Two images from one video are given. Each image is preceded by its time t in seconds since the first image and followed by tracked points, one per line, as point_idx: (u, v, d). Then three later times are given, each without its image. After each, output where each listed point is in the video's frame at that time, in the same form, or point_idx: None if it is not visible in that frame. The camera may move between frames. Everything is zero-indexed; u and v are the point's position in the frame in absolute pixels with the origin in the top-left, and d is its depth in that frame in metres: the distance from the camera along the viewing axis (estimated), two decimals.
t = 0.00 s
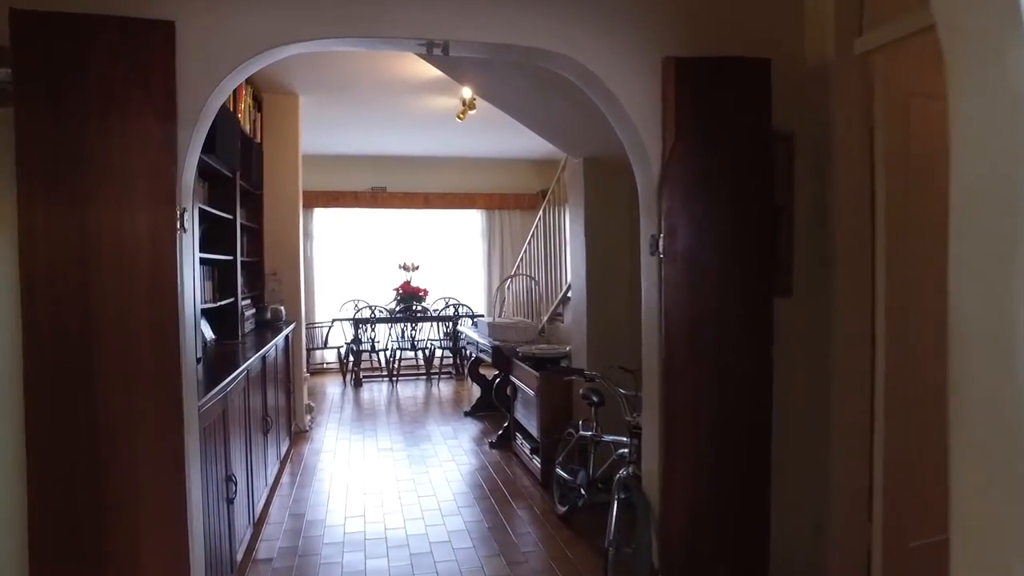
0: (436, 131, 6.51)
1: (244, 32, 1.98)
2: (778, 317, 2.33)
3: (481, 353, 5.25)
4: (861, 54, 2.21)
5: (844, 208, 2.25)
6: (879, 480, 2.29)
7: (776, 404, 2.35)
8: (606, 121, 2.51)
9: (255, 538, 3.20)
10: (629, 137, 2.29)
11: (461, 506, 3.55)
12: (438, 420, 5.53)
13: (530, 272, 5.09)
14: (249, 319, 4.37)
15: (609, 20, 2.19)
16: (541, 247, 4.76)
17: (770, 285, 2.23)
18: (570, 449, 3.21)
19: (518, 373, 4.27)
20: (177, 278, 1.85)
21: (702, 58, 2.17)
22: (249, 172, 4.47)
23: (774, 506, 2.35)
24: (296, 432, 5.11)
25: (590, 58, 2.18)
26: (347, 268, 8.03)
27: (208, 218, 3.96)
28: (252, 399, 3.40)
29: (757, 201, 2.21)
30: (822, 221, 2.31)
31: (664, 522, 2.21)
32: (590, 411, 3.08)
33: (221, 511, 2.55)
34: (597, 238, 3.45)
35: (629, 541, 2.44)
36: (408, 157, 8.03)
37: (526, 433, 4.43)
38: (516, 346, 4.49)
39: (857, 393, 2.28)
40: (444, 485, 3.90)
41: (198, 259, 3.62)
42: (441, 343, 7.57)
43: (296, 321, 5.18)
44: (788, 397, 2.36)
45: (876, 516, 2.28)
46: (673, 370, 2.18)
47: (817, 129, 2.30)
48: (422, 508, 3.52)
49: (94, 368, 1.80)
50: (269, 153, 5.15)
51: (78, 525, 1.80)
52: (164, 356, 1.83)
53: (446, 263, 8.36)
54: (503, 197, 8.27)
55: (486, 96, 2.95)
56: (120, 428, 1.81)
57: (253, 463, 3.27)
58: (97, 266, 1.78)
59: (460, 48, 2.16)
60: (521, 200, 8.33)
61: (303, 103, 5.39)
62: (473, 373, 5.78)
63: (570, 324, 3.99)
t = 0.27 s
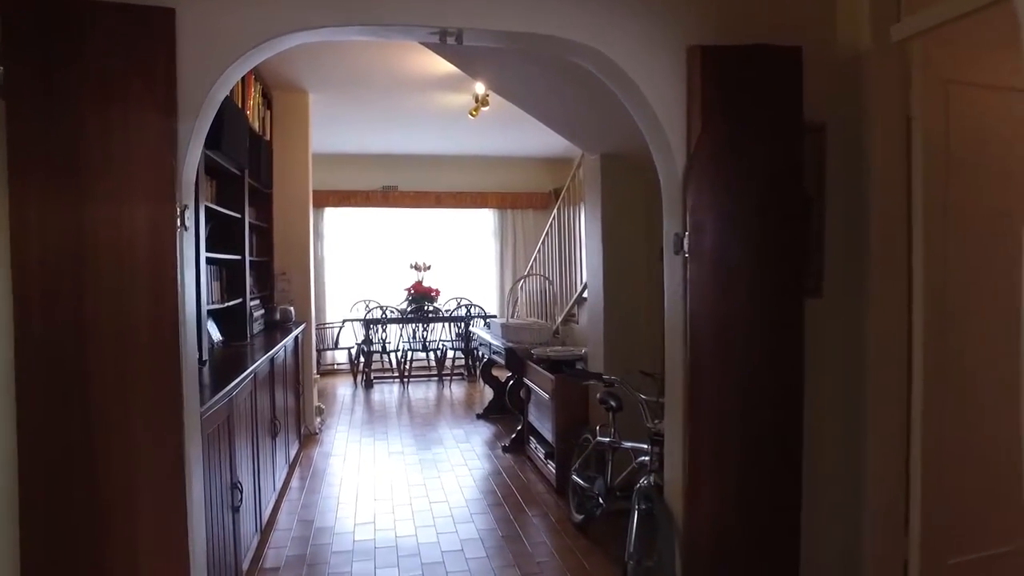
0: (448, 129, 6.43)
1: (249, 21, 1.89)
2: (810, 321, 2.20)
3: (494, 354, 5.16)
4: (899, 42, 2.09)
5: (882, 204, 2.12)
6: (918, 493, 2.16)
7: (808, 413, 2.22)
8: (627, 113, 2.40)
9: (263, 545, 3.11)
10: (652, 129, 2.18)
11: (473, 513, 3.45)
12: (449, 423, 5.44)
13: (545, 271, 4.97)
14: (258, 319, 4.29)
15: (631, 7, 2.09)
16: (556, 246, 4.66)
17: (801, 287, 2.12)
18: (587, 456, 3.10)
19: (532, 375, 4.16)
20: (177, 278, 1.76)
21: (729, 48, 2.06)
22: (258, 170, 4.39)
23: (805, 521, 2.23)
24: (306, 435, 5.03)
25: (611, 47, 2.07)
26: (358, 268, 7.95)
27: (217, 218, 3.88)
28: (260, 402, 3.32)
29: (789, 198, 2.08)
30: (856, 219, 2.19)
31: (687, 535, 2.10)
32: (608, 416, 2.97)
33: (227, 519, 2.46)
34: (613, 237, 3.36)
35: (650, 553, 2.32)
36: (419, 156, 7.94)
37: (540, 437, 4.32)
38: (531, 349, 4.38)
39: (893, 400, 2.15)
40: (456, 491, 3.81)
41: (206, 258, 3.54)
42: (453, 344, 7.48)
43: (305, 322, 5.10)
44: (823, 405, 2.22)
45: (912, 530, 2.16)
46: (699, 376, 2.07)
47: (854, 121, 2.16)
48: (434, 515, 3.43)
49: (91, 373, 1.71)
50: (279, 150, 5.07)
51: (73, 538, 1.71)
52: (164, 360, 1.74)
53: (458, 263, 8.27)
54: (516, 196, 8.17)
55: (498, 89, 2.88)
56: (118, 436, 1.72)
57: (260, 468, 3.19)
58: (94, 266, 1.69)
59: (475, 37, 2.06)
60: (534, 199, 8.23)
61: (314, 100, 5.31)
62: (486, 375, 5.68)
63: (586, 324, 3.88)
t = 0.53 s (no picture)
0: (457, 127, 6.33)
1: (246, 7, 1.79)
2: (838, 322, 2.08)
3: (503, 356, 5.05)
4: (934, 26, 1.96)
5: (914, 200, 2.00)
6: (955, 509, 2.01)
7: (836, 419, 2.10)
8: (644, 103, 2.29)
9: (265, 552, 3.02)
10: (670, 120, 2.07)
11: (481, 520, 3.35)
12: (457, 425, 5.34)
13: (555, 270, 4.86)
14: (262, 320, 4.21)
15: None
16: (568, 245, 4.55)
17: (831, 286, 1.99)
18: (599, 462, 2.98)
19: (543, 377, 4.06)
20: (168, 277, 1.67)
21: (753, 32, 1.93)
22: (263, 167, 4.30)
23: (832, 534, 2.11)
24: (311, 437, 4.94)
25: (627, 34, 1.97)
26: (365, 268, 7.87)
27: (220, 218, 3.80)
28: (263, 405, 3.22)
29: (819, 196, 1.95)
30: (887, 215, 2.07)
31: (706, 548, 2.00)
32: (622, 421, 2.85)
33: (225, 528, 2.37)
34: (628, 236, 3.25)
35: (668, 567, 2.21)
36: (427, 154, 7.85)
37: (551, 440, 4.21)
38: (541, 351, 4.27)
39: (928, 407, 2.02)
40: (463, 496, 3.70)
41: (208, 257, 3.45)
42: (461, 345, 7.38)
43: (311, 322, 5.02)
44: (850, 411, 2.10)
45: (947, 545, 2.03)
46: (721, 381, 1.95)
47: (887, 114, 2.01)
48: (441, 522, 3.32)
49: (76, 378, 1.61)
50: (284, 147, 4.98)
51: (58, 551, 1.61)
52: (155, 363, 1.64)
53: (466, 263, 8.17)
54: (525, 195, 8.06)
55: (507, 81, 2.76)
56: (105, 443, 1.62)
57: (262, 473, 3.10)
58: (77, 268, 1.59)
59: (484, 23, 1.95)
60: (543, 198, 8.12)
61: (320, 97, 5.22)
62: (494, 376, 5.57)
63: (598, 324, 3.76)
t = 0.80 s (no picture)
0: (467, 124, 6.21)
1: None
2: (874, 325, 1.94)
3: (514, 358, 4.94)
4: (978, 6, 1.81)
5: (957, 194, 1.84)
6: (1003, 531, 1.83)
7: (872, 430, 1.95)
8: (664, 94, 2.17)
9: (269, 562, 2.92)
10: (693, 110, 1.95)
11: (491, 529, 3.23)
12: (467, 429, 5.23)
13: (568, 271, 4.74)
14: (268, 321, 4.12)
15: None
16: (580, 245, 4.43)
17: (868, 287, 1.84)
18: (614, 472, 2.86)
19: (555, 381, 3.93)
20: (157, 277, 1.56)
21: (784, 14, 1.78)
22: (268, 165, 4.21)
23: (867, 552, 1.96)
24: (318, 441, 4.85)
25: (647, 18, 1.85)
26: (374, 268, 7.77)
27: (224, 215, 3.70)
28: (267, 409, 3.12)
29: (855, 188, 1.81)
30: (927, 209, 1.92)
31: (734, 571, 1.86)
32: (639, 429, 2.72)
33: (224, 540, 2.26)
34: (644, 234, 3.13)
35: None
36: (437, 153, 7.75)
37: (563, 446, 4.09)
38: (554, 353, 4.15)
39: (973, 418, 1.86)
40: (473, 503, 3.59)
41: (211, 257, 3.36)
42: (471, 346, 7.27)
43: (318, 323, 4.92)
44: (888, 422, 1.95)
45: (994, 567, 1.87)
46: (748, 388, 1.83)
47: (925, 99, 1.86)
48: (450, 532, 3.21)
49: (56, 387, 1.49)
50: (291, 145, 4.89)
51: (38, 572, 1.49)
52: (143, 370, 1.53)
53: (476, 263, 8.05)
54: (536, 194, 7.94)
55: (519, 72, 2.65)
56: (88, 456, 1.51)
57: (266, 480, 3.00)
58: (59, 270, 1.47)
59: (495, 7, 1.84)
60: (555, 197, 7.99)
61: (327, 94, 5.13)
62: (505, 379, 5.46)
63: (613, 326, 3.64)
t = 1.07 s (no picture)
0: (477, 122, 6.12)
1: None
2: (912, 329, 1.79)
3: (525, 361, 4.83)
4: None
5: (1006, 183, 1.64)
6: None
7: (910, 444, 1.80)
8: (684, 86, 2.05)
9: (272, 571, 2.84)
10: (715, 103, 1.84)
11: (502, 538, 3.13)
12: (477, 432, 5.13)
13: (579, 271, 4.62)
14: (273, 323, 4.03)
15: None
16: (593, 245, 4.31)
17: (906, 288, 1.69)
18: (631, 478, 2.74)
19: (567, 385, 3.82)
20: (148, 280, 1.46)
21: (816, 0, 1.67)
22: (273, 163, 4.12)
23: None
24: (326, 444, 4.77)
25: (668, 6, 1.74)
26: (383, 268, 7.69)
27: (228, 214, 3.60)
28: (271, 414, 3.03)
29: (894, 182, 1.68)
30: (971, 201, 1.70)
31: None
32: (656, 436, 2.60)
33: (223, 552, 2.16)
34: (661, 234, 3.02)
35: None
36: (447, 152, 7.66)
37: (575, 451, 3.99)
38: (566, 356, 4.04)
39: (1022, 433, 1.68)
40: (483, 511, 3.49)
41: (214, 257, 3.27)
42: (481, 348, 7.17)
43: (325, 325, 4.84)
44: (929, 437, 1.78)
45: None
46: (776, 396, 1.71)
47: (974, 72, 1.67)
48: (460, 540, 3.11)
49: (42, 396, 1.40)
50: (298, 143, 4.80)
51: None
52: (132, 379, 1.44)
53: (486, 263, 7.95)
54: (547, 194, 7.83)
55: (531, 66, 2.55)
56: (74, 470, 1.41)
57: (270, 487, 2.91)
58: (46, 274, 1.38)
59: None
60: (566, 196, 7.87)
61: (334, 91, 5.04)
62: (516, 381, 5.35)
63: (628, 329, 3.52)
